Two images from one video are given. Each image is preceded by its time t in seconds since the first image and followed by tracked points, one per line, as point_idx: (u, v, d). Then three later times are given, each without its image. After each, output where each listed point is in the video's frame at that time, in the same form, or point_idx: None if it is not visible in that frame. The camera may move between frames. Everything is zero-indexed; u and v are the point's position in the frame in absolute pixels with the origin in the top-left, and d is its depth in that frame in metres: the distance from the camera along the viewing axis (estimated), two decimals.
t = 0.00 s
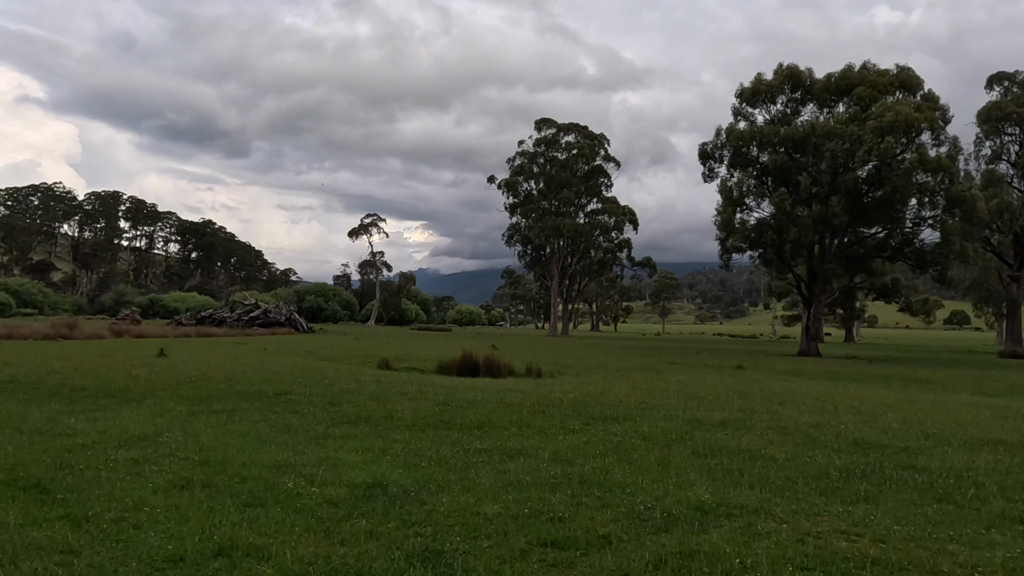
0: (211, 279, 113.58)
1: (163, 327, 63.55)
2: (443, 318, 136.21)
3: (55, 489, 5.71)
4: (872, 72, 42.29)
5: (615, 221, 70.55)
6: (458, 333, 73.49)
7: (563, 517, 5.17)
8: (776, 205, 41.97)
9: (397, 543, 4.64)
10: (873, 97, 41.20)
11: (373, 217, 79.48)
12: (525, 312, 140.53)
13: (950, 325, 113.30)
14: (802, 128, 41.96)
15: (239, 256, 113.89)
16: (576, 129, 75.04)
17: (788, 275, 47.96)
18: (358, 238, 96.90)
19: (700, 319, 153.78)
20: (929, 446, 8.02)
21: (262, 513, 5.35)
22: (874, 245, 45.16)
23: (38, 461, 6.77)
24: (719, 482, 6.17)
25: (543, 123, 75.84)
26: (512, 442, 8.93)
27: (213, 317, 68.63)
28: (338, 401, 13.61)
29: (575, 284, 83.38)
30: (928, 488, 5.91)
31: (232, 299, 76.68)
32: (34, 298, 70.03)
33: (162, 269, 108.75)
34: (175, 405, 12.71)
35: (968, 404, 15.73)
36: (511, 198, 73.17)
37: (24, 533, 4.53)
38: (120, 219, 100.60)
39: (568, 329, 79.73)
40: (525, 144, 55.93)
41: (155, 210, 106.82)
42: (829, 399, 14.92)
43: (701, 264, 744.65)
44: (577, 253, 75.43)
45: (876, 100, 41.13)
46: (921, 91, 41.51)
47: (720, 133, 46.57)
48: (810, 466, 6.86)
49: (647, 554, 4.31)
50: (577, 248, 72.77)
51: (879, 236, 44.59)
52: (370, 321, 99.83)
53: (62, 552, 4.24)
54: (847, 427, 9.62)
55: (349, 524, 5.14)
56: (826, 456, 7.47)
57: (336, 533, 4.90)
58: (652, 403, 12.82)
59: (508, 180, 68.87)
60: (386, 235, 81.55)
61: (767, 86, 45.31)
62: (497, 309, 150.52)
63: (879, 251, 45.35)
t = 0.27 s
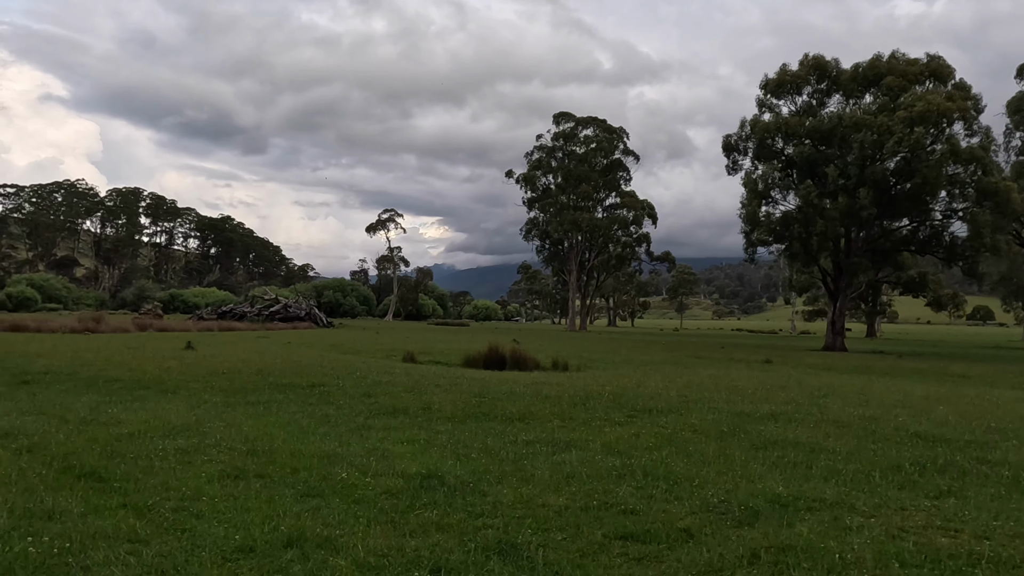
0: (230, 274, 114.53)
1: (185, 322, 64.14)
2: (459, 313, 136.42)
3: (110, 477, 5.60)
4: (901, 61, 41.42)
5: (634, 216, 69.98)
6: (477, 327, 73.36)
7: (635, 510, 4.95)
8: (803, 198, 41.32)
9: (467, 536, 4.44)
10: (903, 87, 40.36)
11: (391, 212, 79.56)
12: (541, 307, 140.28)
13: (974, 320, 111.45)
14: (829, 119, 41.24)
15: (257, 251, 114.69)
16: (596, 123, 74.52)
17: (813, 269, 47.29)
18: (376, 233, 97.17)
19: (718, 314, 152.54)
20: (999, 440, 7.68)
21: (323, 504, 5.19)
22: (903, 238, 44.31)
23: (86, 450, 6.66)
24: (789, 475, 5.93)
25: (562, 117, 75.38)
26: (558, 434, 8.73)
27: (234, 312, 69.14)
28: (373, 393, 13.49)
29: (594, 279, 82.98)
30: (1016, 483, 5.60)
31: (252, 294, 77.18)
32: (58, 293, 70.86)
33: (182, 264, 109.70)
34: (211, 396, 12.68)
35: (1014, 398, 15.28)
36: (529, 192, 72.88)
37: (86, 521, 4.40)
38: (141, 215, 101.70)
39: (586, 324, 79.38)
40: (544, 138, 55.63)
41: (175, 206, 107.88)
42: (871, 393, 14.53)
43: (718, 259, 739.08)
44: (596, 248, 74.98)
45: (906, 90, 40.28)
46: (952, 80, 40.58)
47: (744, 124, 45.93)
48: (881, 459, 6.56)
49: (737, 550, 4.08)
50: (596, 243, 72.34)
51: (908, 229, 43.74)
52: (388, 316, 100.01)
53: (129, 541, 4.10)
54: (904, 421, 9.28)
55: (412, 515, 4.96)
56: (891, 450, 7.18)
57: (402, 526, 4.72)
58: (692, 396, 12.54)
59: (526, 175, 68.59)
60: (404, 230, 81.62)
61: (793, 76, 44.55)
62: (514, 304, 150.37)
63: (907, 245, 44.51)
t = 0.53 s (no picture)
0: (243, 273, 115.00)
1: (199, 321, 64.39)
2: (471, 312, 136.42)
3: (156, 484, 5.45)
4: (924, 57, 40.81)
5: (648, 214, 69.54)
6: (491, 326, 73.16)
7: (705, 523, 4.75)
8: (823, 196, 40.81)
9: (534, 553, 4.25)
10: (925, 83, 39.76)
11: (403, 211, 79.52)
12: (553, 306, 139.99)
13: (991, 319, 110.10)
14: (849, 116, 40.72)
15: (270, 250, 115.08)
16: (609, 121, 74.14)
17: (833, 267, 46.74)
18: (388, 232, 97.22)
19: (730, 313, 151.56)
20: None
21: (377, 514, 5.01)
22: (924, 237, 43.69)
23: (124, 456, 6.51)
24: (856, 484, 5.70)
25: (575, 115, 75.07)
26: (599, 439, 8.53)
27: (248, 311, 69.34)
28: (401, 395, 13.32)
29: (607, 278, 82.59)
30: None
31: (266, 293, 77.38)
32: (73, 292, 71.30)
33: (195, 263, 110.15)
34: (238, 398, 12.57)
35: None
36: (543, 191, 72.60)
37: (140, 533, 4.25)
38: (154, 215, 102.26)
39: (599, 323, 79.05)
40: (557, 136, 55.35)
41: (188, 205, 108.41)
42: (905, 395, 14.20)
43: (727, 257, 735.50)
44: (609, 247, 74.58)
45: (928, 86, 39.69)
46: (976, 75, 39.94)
47: (763, 122, 45.39)
48: (946, 468, 6.31)
49: (827, 570, 3.88)
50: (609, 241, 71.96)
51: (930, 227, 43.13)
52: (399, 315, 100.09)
53: (186, 556, 3.94)
54: (956, 426, 8.97)
55: (472, 527, 4.78)
56: (954, 457, 6.91)
57: (463, 538, 4.53)
58: (727, 398, 12.28)
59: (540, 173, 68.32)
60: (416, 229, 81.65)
61: (812, 73, 43.98)
62: (524, 303, 150.18)
63: (929, 243, 43.86)
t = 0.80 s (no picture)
0: (240, 277, 114.55)
1: (197, 325, 64.06)
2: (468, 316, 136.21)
3: (188, 490, 5.26)
4: (926, 61, 40.86)
5: (647, 218, 69.49)
6: (490, 330, 73.03)
7: (765, 528, 4.60)
8: (826, 200, 40.79)
9: (593, 560, 4.10)
10: (928, 86, 39.80)
11: (401, 215, 79.25)
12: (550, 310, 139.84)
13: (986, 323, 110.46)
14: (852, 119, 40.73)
15: (266, 254, 114.67)
16: (608, 125, 74.13)
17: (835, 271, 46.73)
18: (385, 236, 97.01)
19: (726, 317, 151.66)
20: None
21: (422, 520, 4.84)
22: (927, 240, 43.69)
23: (148, 459, 6.33)
24: (909, 489, 5.55)
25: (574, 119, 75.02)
26: (628, 442, 8.37)
27: (246, 315, 69.00)
28: (415, 398, 13.14)
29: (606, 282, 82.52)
30: None
31: (264, 297, 77.07)
32: (70, 296, 70.86)
33: (192, 267, 109.62)
34: (251, 401, 12.39)
35: None
36: (542, 194, 72.51)
37: (183, 540, 4.08)
38: (151, 218, 101.80)
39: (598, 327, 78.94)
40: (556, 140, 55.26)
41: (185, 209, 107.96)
42: (919, 398, 14.08)
43: (722, 261, 736.68)
44: (608, 250, 74.51)
45: (931, 90, 39.72)
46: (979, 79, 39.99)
47: (765, 125, 45.38)
48: (994, 472, 6.17)
49: None
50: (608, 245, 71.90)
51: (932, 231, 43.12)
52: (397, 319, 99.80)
53: (237, 565, 3.79)
54: (987, 430, 8.84)
55: (521, 532, 4.62)
56: (996, 460, 6.78)
57: (516, 544, 4.37)
58: (747, 401, 12.12)
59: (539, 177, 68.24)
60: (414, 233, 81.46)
61: (815, 76, 43.98)
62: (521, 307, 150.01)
63: (931, 247, 43.84)
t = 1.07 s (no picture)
0: (223, 284, 113.36)
1: (180, 332, 63.23)
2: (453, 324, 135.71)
3: (202, 512, 5.06)
4: (912, 73, 41.40)
5: (634, 226, 69.71)
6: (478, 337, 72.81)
7: (806, 551, 4.48)
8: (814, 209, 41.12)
9: None
10: (914, 97, 40.31)
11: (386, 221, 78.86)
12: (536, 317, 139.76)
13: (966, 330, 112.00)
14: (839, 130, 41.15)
15: (250, 261, 113.60)
16: (595, 133, 74.42)
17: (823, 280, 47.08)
18: (371, 243, 96.49)
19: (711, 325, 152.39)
20: None
21: (449, 544, 4.67)
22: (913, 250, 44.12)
23: (154, 479, 6.10)
24: (940, 507, 5.46)
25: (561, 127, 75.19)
26: (641, 457, 8.24)
27: (231, 322, 68.25)
28: (416, 409, 12.94)
29: (593, 290, 82.60)
30: None
31: (249, 305, 76.28)
32: (49, 303, 69.65)
33: (174, 273, 108.32)
34: (248, 413, 12.13)
35: None
36: (529, 202, 72.54)
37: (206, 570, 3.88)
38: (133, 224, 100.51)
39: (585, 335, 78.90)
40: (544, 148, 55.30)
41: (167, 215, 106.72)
42: (916, 409, 14.09)
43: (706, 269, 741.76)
44: (595, 258, 74.61)
45: (916, 101, 40.23)
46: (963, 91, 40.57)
47: (753, 135, 45.72)
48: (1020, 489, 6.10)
49: None
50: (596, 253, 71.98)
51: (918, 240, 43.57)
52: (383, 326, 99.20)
53: None
54: (998, 443, 8.79)
55: (553, 557, 4.47)
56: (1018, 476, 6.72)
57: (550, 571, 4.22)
58: (749, 413, 12.05)
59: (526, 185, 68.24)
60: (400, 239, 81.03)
61: (803, 87, 44.40)
62: (507, 315, 149.85)
63: (917, 256, 44.30)
